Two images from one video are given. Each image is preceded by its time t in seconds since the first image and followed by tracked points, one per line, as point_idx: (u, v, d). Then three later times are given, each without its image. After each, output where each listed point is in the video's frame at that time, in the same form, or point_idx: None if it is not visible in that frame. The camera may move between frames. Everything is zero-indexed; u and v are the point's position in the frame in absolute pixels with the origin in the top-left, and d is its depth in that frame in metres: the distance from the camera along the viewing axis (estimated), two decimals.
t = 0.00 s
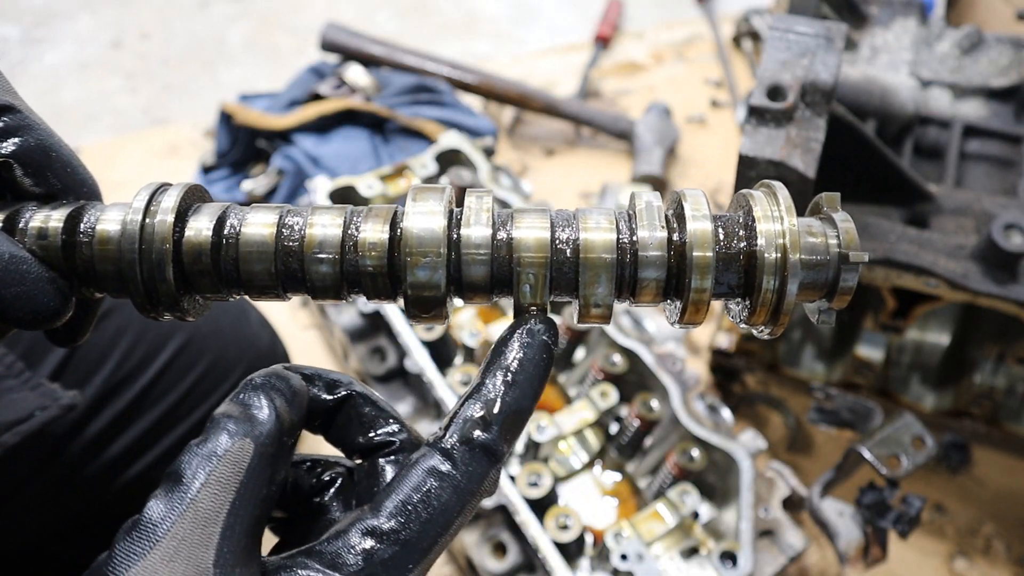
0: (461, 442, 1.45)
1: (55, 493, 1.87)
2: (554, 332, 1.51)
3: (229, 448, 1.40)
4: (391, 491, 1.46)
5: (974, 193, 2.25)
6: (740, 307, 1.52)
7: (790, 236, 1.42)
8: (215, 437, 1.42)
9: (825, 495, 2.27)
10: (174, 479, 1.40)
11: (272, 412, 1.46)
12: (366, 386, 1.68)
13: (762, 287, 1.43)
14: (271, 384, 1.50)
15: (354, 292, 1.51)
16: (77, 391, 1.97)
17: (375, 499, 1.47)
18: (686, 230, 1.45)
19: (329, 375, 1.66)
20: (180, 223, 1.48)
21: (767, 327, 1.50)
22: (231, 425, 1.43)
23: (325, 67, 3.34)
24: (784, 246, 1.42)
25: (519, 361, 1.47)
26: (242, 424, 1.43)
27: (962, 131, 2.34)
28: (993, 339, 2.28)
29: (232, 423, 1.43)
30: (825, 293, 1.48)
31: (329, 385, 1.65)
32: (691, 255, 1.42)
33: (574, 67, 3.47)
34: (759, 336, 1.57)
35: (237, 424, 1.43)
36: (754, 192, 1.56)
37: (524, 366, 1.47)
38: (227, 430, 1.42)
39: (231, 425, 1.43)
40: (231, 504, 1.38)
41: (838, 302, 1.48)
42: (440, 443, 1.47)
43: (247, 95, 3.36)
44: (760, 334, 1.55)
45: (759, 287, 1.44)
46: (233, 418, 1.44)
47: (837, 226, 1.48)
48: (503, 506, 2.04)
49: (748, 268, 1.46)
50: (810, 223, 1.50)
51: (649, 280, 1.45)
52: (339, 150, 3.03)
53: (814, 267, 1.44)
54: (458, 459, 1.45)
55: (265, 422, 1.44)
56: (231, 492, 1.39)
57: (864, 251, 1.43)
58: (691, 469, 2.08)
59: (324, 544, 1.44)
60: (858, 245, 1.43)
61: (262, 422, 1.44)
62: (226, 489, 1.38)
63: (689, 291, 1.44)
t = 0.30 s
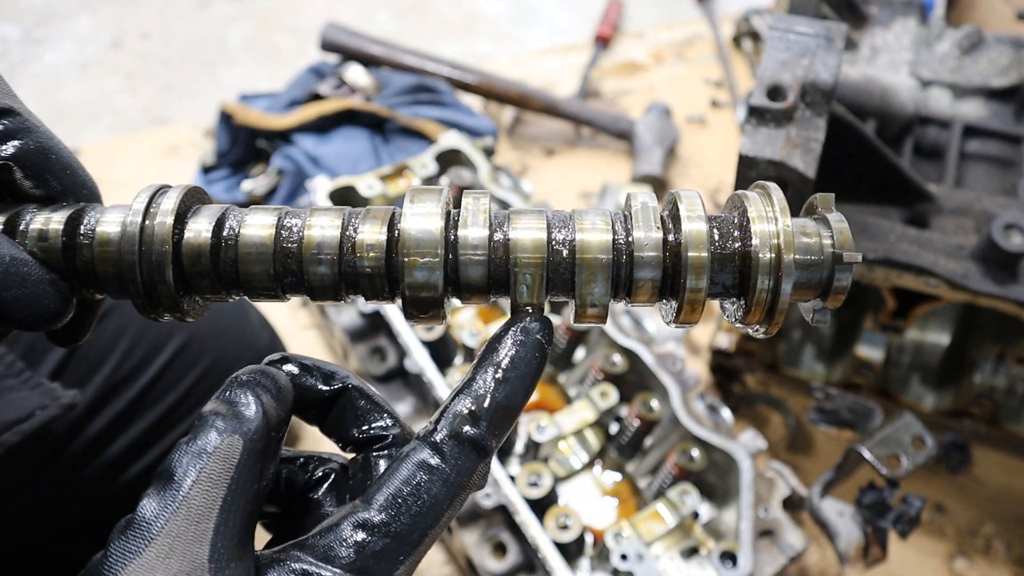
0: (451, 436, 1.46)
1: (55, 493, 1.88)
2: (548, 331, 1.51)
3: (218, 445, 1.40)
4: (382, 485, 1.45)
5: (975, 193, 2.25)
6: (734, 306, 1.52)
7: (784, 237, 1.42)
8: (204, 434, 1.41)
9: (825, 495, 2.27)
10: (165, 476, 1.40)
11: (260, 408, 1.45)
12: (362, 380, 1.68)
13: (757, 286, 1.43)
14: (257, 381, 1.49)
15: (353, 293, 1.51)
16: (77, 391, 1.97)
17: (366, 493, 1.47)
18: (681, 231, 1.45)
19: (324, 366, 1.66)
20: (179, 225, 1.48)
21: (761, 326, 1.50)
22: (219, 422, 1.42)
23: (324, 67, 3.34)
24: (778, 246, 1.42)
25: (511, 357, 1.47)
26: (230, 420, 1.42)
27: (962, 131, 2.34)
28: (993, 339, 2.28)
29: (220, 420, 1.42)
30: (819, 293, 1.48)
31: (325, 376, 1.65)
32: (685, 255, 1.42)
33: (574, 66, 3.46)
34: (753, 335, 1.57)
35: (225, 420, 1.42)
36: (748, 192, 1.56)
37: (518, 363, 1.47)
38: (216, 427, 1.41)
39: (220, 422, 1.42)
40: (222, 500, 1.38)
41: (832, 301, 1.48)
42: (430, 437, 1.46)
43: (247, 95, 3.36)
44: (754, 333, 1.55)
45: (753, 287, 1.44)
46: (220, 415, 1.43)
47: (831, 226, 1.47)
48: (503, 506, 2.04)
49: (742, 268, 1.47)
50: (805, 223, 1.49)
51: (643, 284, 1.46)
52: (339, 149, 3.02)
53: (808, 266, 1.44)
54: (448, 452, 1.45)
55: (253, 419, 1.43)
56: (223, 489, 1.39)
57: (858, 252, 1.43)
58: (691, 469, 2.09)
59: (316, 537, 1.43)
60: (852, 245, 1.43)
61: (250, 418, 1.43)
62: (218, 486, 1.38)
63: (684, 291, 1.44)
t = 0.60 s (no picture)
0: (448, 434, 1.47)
1: (55, 494, 1.88)
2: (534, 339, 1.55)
3: (222, 446, 1.40)
4: (381, 481, 1.46)
5: (975, 193, 2.25)
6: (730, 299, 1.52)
7: (779, 229, 1.42)
8: (206, 435, 1.41)
9: (825, 495, 2.27)
10: (168, 479, 1.40)
11: (261, 409, 1.46)
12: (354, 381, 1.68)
13: (752, 279, 1.43)
14: (256, 382, 1.50)
15: (351, 291, 1.50)
16: (78, 392, 1.97)
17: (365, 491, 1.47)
18: (677, 224, 1.45)
19: (316, 367, 1.66)
20: (178, 225, 1.48)
21: (757, 319, 1.50)
22: (221, 423, 1.43)
23: (324, 67, 3.34)
24: (773, 239, 1.42)
25: (503, 359, 1.50)
26: (232, 422, 1.43)
27: (962, 131, 2.34)
28: (993, 339, 2.28)
29: (222, 421, 1.42)
30: (814, 286, 1.48)
31: (317, 375, 1.65)
32: (681, 248, 1.42)
33: (574, 66, 3.47)
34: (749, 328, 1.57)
35: (227, 422, 1.43)
36: (743, 186, 1.56)
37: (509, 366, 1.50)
38: (219, 428, 1.42)
39: (222, 423, 1.42)
40: (227, 501, 1.39)
41: (828, 293, 1.48)
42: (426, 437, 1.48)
43: (247, 95, 3.36)
44: (750, 326, 1.55)
45: (749, 279, 1.44)
46: (222, 417, 1.43)
47: (825, 219, 1.47)
48: (503, 506, 2.03)
49: (737, 261, 1.46)
50: (800, 216, 1.49)
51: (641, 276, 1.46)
52: (339, 149, 3.02)
53: (803, 258, 1.44)
54: (446, 450, 1.46)
55: (254, 420, 1.44)
56: (227, 491, 1.39)
57: (853, 244, 1.42)
58: (691, 469, 2.09)
59: (317, 534, 1.43)
60: (847, 237, 1.43)
61: (251, 419, 1.44)
62: (222, 488, 1.38)
63: (681, 284, 1.44)
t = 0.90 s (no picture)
0: (449, 450, 1.46)
1: (55, 495, 1.87)
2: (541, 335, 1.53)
3: (217, 462, 1.40)
4: (381, 502, 1.45)
5: (975, 192, 2.25)
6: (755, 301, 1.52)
7: (806, 229, 1.42)
8: (202, 451, 1.42)
9: (825, 495, 2.27)
10: (161, 494, 1.40)
11: (261, 425, 1.45)
12: (373, 389, 1.68)
13: (777, 281, 1.43)
14: (262, 395, 1.50)
15: (351, 291, 1.50)
16: (77, 392, 1.97)
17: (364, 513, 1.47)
18: (697, 223, 1.45)
19: (335, 375, 1.66)
20: (171, 223, 1.48)
21: (783, 322, 1.50)
22: (218, 439, 1.43)
23: (325, 67, 3.34)
24: (800, 239, 1.42)
25: (503, 365, 1.49)
26: (230, 437, 1.42)
27: (962, 131, 2.34)
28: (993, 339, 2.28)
29: (219, 436, 1.43)
30: (844, 287, 1.47)
31: (337, 385, 1.66)
32: (701, 249, 1.42)
33: (574, 66, 3.47)
34: (776, 332, 1.57)
35: (224, 438, 1.42)
36: (768, 183, 1.56)
37: (513, 368, 1.49)
38: (216, 444, 1.42)
39: (219, 439, 1.42)
40: (218, 519, 1.38)
41: (857, 296, 1.47)
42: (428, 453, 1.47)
43: (247, 95, 3.36)
44: (775, 330, 1.54)
45: (774, 282, 1.43)
46: (220, 432, 1.43)
47: (856, 217, 1.47)
48: (502, 506, 2.04)
49: (763, 261, 1.46)
50: (828, 215, 1.49)
51: (659, 279, 1.46)
52: (339, 150, 3.02)
53: (831, 259, 1.43)
54: (446, 467, 1.46)
55: (254, 435, 1.44)
56: (219, 507, 1.38)
57: (884, 244, 1.42)
58: (691, 469, 2.09)
59: (315, 558, 1.43)
60: (878, 237, 1.42)
61: (250, 435, 1.44)
62: (214, 504, 1.38)
63: (700, 287, 1.44)
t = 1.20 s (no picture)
0: (441, 436, 1.45)
1: (55, 493, 1.87)
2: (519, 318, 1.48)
3: (216, 450, 1.39)
4: (376, 490, 1.45)
5: (975, 193, 2.25)
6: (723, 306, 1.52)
7: (772, 237, 1.42)
8: (201, 439, 1.41)
9: (825, 495, 2.27)
10: (162, 480, 1.40)
11: (260, 415, 1.45)
12: (365, 384, 1.68)
13: (744, 286, 1.43)
14: (259, 388, 1.50)
15: (348, 296, 1.50)
16: (77, 392, 1.98)
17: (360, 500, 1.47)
18: (670, 232, 1.45)
19: (326, 369, 1.66)
20: (177, 231, 1.48)
21: (750, 325, 1.50)
22: (216, 427, 1.42)
23: (325, 67, 3.34)
24: (766, 246, 1.42)
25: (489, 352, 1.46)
26: (229, 426, 1.42)
27: (962, 131, 2.34)
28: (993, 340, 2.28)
29: (218, 425, 1.42)
30: (805, 293, 1.48)
31: (329, 380, 1.66)
32: (675, 256, 1.43)
33: (574, 66, 3.46)
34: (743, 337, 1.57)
35: (223, 426, 1.42)
36: (737, 194, 1.56)
37: (496, 355, 1.45)
38: (215, 432, 1.41)
39: (218, 427, 1.42)
40: (218, 506, 1.38)
41: (818, 300, 1.48)
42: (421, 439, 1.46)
43: (247, 95, 3.36)
44: (743, 333, 1.55)
45: (741, 287, 1.44)
46: (220, 421, 1.43)
47: (817, 227, 1.47)
48: (503, 506, 2.03)
49: (730, 267, 1.47)
50: (789, 224, 1.49)
51: (635, 284, 1.46)
52: (339, 149, 3.02)
53: (794, 266, 1.44)
54: (439, 454, 1.45)
55: (252, 425, 1.43)
56: (219, 495, 1.38)
57: (843, 253, 1.42)
58: (691, 469, 2.09)
59: (312, 544, 1.43)
60: (838, 245, 1.43)
61: (249, 424, 1.43)
62: (214, 491, 1.38)
63: (674, 292, 1.44)
